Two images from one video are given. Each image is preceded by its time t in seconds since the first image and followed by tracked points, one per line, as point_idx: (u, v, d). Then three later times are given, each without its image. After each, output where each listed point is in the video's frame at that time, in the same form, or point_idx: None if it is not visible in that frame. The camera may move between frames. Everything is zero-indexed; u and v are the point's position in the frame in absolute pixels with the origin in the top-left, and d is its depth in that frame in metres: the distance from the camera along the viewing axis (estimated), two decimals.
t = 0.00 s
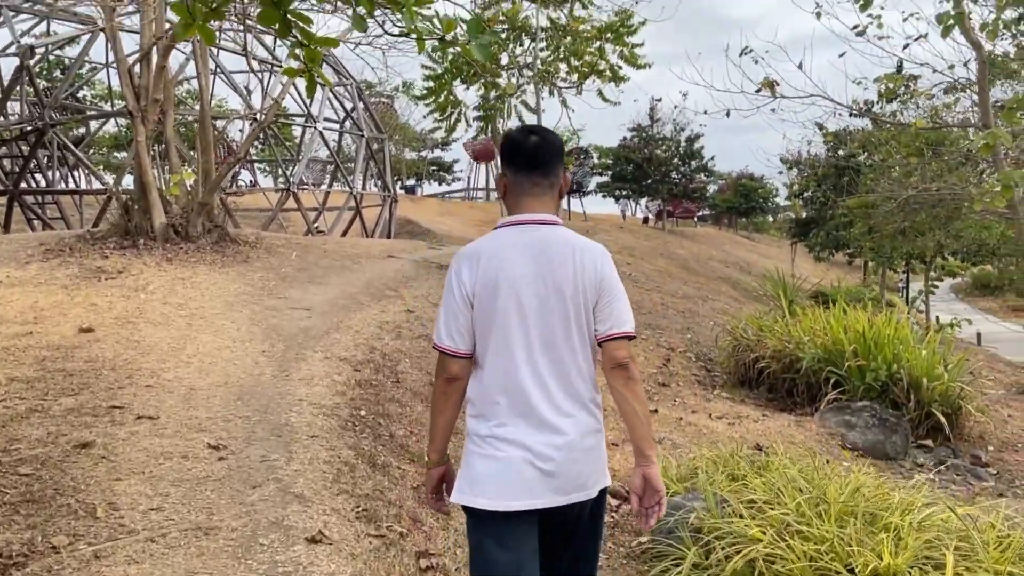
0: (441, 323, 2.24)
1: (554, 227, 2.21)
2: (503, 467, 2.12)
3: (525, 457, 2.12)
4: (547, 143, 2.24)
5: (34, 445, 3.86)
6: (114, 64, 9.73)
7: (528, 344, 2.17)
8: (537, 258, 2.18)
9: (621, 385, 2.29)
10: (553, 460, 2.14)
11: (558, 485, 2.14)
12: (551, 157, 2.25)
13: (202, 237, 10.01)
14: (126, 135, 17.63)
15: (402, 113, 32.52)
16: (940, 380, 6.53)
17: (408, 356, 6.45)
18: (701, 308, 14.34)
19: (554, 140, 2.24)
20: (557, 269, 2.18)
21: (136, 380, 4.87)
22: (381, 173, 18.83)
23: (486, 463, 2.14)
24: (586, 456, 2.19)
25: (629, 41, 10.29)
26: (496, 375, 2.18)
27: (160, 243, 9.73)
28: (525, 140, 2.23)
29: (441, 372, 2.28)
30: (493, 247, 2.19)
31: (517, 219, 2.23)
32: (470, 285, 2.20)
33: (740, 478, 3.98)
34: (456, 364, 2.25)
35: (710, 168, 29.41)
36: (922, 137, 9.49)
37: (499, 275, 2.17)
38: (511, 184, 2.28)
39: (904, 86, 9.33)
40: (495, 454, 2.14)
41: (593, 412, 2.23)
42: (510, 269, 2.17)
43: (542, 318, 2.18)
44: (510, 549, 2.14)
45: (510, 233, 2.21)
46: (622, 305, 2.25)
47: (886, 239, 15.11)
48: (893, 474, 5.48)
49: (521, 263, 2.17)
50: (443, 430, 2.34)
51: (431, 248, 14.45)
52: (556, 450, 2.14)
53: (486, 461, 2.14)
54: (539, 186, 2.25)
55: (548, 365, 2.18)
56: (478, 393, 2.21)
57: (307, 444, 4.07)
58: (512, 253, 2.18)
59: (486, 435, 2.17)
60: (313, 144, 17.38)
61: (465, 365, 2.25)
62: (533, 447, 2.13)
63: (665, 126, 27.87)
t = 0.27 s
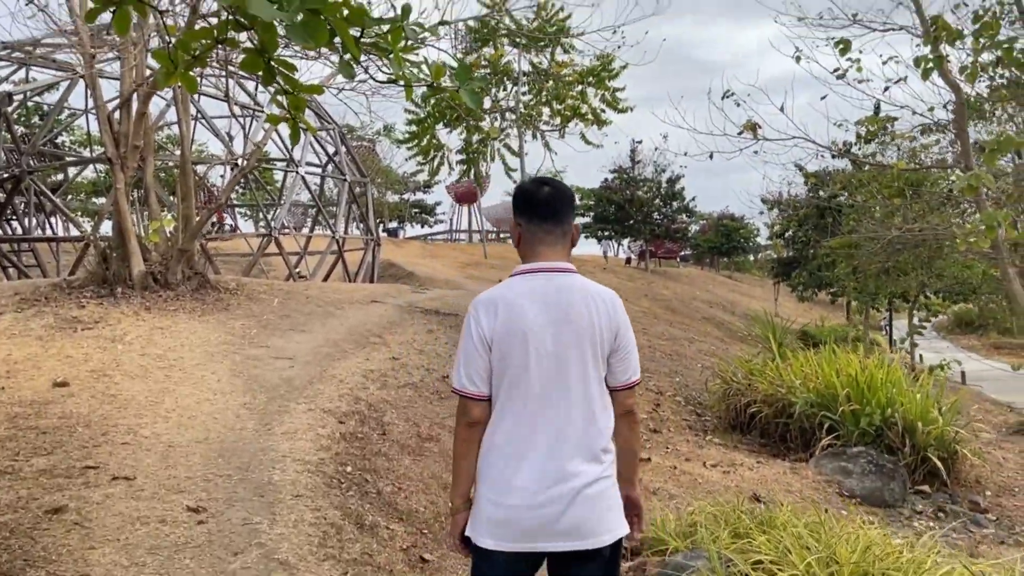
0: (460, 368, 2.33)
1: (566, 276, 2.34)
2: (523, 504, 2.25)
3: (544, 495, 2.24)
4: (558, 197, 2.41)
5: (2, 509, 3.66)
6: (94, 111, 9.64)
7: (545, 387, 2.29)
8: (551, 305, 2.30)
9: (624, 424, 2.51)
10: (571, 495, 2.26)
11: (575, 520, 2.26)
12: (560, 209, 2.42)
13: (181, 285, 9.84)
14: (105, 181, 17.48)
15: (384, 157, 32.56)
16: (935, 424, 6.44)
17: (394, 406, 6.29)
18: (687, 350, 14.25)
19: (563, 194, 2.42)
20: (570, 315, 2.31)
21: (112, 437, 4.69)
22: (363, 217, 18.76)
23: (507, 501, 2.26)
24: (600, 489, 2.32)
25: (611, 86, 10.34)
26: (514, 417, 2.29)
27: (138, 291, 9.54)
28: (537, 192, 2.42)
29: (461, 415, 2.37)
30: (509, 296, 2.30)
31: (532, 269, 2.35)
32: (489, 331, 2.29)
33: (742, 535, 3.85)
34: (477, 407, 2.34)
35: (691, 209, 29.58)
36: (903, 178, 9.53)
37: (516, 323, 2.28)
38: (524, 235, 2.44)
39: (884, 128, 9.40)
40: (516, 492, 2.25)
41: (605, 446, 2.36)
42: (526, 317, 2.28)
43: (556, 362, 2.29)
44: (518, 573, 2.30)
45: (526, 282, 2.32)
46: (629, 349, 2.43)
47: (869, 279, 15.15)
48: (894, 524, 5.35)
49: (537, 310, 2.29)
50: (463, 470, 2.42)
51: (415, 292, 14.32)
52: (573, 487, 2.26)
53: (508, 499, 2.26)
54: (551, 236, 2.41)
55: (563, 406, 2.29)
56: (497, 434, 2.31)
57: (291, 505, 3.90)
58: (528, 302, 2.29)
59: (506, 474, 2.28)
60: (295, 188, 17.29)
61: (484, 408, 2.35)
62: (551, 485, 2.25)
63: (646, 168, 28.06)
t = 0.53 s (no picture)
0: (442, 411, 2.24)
1: (554, 323, 2.25)
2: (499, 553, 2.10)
3: (520, 548, 2.09)
4: (554, 247, 2.35)
5: None
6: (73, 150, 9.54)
7: (526, 433, 2.17)
8: (536, 349, 2.20)
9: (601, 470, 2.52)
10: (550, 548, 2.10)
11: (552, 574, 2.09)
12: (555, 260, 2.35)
13: (160, 324, 9.68)
14: (84, 220, 17.31)
15: (367, 195, 32.55)
16: (926, 464, 6.33)
17: (376, 450, 6.13)
18: (673, 388, 14.16)
19: (558, 244, 2.35)
20: (555, 360, 2.21)
21: (82, 486, 4.51)
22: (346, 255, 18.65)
23: (482, 552, 2.12)
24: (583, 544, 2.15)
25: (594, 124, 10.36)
26: (493, 464, 2.17)
27: (115, 332, 9.36)
28: (530, 241, 2.36)
29: (442, 460, 2.27)
30: (494, 339, 2.22)
31: (520, 315, 2.27)
32: (472, 373, 2.20)
33: None
34: (458, 452, 2.24)
35: (673, 245, 29.70)
36: (885, 215, 9.57)
37: (500, 365, 2.18)
38: (517, 283, 2.37)
39: (866, 165, 9.44)
40: (492, 542, 2.11)
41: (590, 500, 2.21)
42: (510, 360, 2.18)
43: (538, 407, 2.18)
44: None
45: (513, 326, 2.24)
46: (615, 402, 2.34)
47: (852, 315, 15.17)
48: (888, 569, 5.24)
49: (520, 353, 2.19)
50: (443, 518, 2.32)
51: (398, 331, 14.18)
52: (552, 541, 2.10)
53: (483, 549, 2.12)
54: (544, 285, 2.33)
55: (544, 453, 2.16)
56: (476, 481, 2.19)
57: (268, 558, 3.74)
58: (513, 344, 2.20)
59: (482, 523, 2.14)
60: (277, 226, 17.18)
61: (466, 454, 2.24)
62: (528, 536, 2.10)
63: (628, 205, 28.20)
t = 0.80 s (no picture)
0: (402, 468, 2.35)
1: (505, 379, 2.35)
2: None
3: None
4: (506, 309, 2.49)
5: None
6: (53, 180, 9.39)
7: (479, 489, 2.25)
8: (488, 407, 2.30)
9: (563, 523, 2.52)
10: None
11: None
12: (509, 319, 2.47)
13: (136, 358, 9.50)
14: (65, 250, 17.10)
15: (354, 226, 32.45)
16: (917, 508, 6.18)
17: (354, 491, 5.94)
18: (659, 424, 14.00)
19: (510, 303, 2.50)
20: (507, 417, 2.29)
21: (45, 532, 4.31)
22: (330, 286, 18.48)
23: None
24: None
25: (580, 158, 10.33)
26: (449, 519, 2.26)
27: (91, 365, 9.14)
28: (484, 300, 2.52)
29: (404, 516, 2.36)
30: (448, 398, 2.33)
31: (473, 374, 2.38)
32: (428, 432, 2.31)
33: None
34: (416, 509, 2.32)
35: (659, 278, 29.70)
36: (870, 253, 9.55)
37: (452, 423, 2.29)
38: (473, 341, 2.50)
39: (851, 202, 9.43)
40: None
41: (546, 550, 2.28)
42: (462, 419, 2.29)
43: (491, 463, 2.26)
44: None
45: (466, 385, 2.34)
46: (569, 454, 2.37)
47: (838, 350, 15.12)
48: None
49: (473, 411, 2.30)
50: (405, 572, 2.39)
51: (381, 364, 14.00)
52: None
53: None
54: (497, 344, 2.46)
55: (498, 506, 2.24)
56: (435, 535, 2.28)
57: None
58: (464, 404, 2.30)
59: None
60: (261, 257, 17.02)
61: (424, 510, 2.33)
62: None
63: (614, 238, 28.23)
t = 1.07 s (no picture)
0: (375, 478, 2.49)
1: (473, 391, 2.50)
2: None
3: None
4: (471, 324, 2.62)
5: None
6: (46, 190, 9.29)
7: (449, 497, 2.41)
8: (458, 418, 2.45)
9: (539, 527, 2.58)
10: None
11: None
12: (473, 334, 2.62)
13: (127, 371, 9.34)
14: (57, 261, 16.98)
15: (348, 242, 32.36)
16: (916, 535, 6.05)
17: (345, 511, 5.84)
18: (653, 445, 13.91)
19: (473, 319, 2.64)
20: (475, 427, 2.45)
21: (26, 550, 4.19)
22: (324, 301, 18.38)
23: None
24: None
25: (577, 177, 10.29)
26: (422, 525, 2.41)
27: (80, 378, 9.01)
28: (451, 316, 2.65)
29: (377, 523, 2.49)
30: (418, 411, 2.48)
31: (441, 387, 2.52)
32: (399, 444, 2.46)
33: None
34: (389, 517, 2.46)
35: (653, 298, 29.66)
36: (867, 276, 9.51)
37: (423, 435, 2.43)
38: (440, 355, 2.63)
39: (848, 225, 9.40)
40: None
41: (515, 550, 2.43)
42: (433, 431, 2.44)
43: (461, 470, 2.42)
44: None
45: (434, 398, 2.49)
46: (537, 458, 2.50)
47: (833, 374, 15.05)
48: None
49: (443, 423, 2.44)
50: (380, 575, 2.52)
51: (373, 381, 13.89)
52: None
53: None
54: (463, 357, 2.59)
55: (469, 509, 2.40)
56: (409, 539, 2.43)
57: None
58: (435, 416, 2.45)
59: None
60: (255, 271, 16.91)
61: (397, 518, 2.47)
62: None
63: (609, 257, 28.20)
